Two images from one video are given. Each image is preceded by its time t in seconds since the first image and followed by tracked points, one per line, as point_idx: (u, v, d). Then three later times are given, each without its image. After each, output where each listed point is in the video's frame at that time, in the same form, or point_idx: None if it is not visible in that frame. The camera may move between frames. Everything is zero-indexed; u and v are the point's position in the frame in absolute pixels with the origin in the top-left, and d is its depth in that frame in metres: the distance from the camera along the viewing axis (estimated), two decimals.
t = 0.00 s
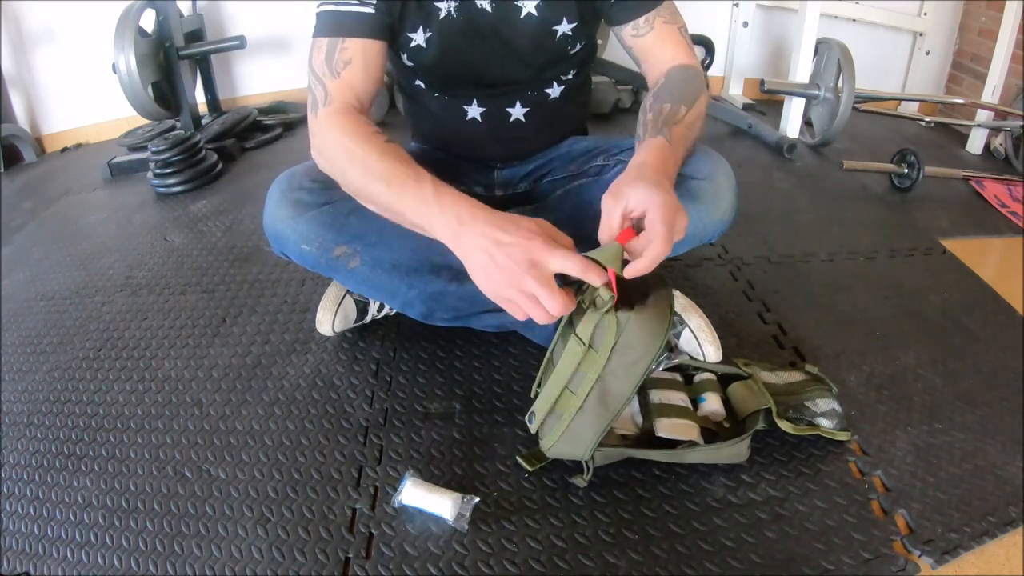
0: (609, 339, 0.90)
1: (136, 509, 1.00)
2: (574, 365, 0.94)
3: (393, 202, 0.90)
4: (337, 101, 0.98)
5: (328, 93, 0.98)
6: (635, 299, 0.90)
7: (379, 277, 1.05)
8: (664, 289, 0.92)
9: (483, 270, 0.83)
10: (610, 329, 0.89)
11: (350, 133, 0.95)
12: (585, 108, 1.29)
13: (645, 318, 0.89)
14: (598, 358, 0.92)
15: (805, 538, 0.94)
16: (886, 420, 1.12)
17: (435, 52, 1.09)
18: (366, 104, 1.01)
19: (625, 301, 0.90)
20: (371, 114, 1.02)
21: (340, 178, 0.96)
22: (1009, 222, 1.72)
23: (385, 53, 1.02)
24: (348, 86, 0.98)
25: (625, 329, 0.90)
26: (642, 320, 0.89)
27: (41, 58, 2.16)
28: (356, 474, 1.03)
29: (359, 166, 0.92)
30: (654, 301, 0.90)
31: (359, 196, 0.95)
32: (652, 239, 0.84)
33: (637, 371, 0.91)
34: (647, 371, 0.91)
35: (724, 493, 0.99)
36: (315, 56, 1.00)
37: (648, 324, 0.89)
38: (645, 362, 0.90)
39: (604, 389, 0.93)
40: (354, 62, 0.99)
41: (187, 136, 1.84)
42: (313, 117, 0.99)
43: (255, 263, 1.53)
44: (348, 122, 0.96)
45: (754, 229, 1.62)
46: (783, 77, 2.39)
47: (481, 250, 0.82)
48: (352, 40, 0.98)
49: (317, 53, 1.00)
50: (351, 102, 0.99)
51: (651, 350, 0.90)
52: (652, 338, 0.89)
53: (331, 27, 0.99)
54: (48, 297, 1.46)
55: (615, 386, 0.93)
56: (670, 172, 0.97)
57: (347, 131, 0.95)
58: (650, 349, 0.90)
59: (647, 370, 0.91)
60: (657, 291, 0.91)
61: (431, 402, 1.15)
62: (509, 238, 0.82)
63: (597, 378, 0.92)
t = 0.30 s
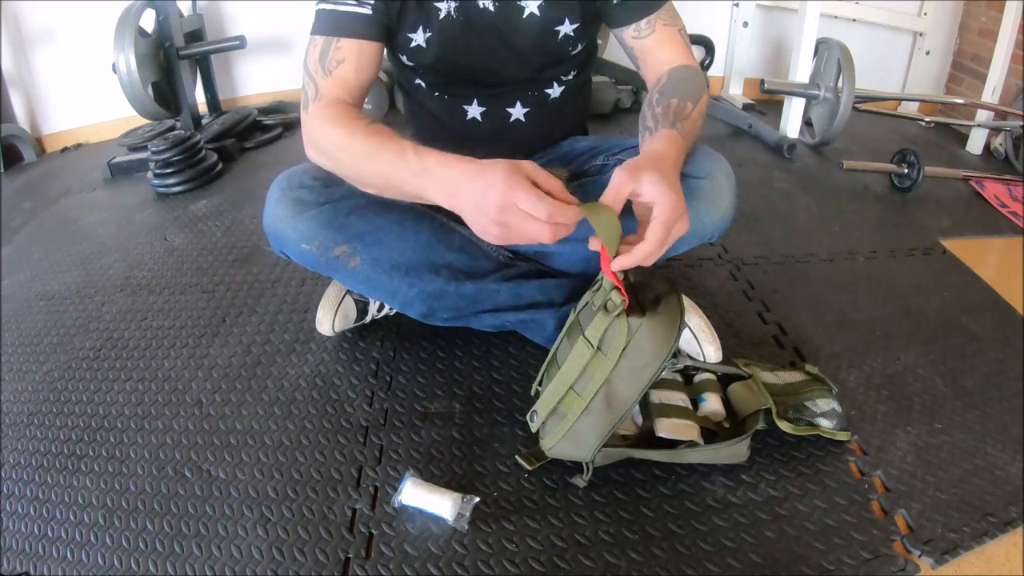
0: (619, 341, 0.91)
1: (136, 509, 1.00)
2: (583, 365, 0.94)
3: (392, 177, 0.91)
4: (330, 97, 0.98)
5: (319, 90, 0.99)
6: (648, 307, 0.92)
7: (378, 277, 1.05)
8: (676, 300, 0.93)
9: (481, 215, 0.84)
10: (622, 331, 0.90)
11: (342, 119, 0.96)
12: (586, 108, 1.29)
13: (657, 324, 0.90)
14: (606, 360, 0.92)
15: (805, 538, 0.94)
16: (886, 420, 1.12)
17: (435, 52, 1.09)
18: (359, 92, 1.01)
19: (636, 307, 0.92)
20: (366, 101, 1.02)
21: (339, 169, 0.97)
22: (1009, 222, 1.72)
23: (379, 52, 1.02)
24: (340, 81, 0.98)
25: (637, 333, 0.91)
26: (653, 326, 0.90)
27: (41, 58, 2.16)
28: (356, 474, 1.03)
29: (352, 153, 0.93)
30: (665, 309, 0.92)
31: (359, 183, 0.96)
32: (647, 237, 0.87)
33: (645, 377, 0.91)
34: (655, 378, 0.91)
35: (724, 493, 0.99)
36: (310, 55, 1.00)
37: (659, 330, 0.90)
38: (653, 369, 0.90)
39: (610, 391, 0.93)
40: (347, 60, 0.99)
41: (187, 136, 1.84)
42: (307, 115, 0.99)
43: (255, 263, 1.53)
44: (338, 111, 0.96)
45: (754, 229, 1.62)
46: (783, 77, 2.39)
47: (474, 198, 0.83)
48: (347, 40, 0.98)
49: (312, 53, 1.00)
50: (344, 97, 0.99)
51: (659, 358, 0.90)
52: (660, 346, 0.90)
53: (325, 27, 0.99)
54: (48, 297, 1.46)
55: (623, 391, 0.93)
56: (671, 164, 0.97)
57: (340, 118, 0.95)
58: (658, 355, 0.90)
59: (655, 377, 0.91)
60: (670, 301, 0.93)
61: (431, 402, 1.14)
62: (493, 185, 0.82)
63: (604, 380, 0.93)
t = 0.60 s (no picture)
0: (610, 333, 0.91)
1: (136, 509, 1.00)
2: (575, 360, 0.94)
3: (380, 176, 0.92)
4: (327, 99, 0.98)
5: (318, 91, 0.99)
6: (636, 295, 0.92)
7: (378, 277, 1.05)
8: (663, 289, 0.93)
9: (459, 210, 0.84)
10: (611, 323, 0.90)
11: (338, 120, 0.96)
12: (586, 108, 1.29)
13: (647, 311, 0.91)
14: (598, 353, 0.92)
15: (805, 538, 0.94)
16: (887, 420, 1.12)
17: (438, 53, 1.09)
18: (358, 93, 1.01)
19: (624, 296, 0.92)
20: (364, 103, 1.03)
21: (334, 170, 0.97)
22: (1009, 222, 1.72)
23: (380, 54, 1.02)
24: (338, 83, 0.99)
25: (627, 324, 0.91)
26: (642, 315, 0.90)
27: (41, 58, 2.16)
28: (356, 473, 1.03)
29: (347, 155, 0.94)
30: (653, 296, 0.92)
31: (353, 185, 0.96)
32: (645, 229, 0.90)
33: (637, 366, 0.92)
34: (647, 367, 0.91)
35: (724, 493, 0.99)
36: (311, 55, 1.00)
37: (649, 320, 0.90)
38: (645, 358, 0.91)
39: (604, 384, 0.93)
40: (346, 61, 0.99)
41: (187, 136, 1.84)
42: (304, 115, 1.00)
43: (255, 263, 1.52)
44: (335, 115, 0.97)
45: (754, 229, 1.62)
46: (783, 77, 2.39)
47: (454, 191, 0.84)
48: (347, 41, 0.98)
49: (311, 54, 1.00)
50: (341, 99, 0.99)
51: (650, 346, 0.91)
52: (652, 335, 0.90)
53: (325, 28, 0.98)
54: (48, 297, 1.46)
55: (617, 381, 0.93)
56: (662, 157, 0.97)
57: (336, 121, 0.96)
58: (650, 344, 0.91)
59: (647, 365, 0.91)
60: (655, 287, 0.93)
61: (431, 402, 1.14)
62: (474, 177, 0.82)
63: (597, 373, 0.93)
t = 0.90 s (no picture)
0: (611, 332, 0.89)
1: (136, 509, 1.00)
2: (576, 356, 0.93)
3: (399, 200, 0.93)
4: (349, 104, 0.98)
5: (339, 96, 0.98)
6: (636, 292, 0.89)
7: (379, 277, 1.05)
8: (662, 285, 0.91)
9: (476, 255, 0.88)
10: (613, 322, 0.88)
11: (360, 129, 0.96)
12: (586, 108, 1.29)
13: (648, 309, 0.89)
14: (599, 351, 0.91)
15: (805, 538, 0.94)
16: (887, 420, 1.12)
17: (439, 53, 1.09)
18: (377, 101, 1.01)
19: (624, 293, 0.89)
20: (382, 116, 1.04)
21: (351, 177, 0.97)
22: (1009, 222, 1.72)
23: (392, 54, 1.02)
24: (359, 88, 0.98)
25: (628, 323, 0.89)
26: (642, 314, 0.89)
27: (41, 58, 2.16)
28: (356, 474, 1.03)
29: (370, 164, 0.93)
30: (654, 298, 0.89)
31: (369, 195, 0.96)
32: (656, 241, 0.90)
33: (639, 363, 0.91)
34: (648, 364, 0.91)
35: (724, 493, 0.99)
36: (325, 58, 1.00)
37: (650, 317, 0.89)
38: (646, 355, 0.90)
39: (605, 381, 0.92)
40: (364, 63, 0.99)
41: (187, 137, 1.84)
42: (324, 120, 0.99)
43: (255, 263, 1.52)
44: (358, 122, 0.96)
45: (754, 229, 1.62)
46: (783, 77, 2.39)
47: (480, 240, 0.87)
48: (362, 42, 0.98)
49: (328, 56, 0.99)
50: (362, 102, 0.99)
51: (651, 343, 0.89)
52: (651, 332, 0.89)
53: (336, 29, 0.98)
54: (48, 297, 1.46)
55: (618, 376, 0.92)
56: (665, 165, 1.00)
57: (360, 129, 0.96)
58: (651, 343, 0.89)
59: (648, 362, 0.91)
60: (657, 284, 0.91)
61: (431, 402, 1.15)
62: (503, 233, 0.86)
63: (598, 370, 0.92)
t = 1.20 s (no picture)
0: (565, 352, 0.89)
1: (136, 509, 1.00)
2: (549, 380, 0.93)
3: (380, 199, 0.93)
4: (344, 102, 0.99)
5: (334, 94, 0.99)
6: (583, 306, 0.87)
7: (378, 277, 1.05)
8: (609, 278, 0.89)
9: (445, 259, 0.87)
10: (563, 343, 0.88)
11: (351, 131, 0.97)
12: (586, 108, 1.29)
13: (597, 318, 0.87)
14: (563, 371, 0.90)
15: (805, 538, 0.94)
16: (887, 420, 1.12)
17: (438, 51, 1.09)
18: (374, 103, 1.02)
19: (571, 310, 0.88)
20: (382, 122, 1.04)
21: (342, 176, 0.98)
22: (1009, 222, 1.72)
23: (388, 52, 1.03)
24: (355, 89, 0.99)
25: (578, 339, 0.88)
26: (590, 325, 0.87)
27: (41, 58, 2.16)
28: (356, 474, 1.03)
29: (357, 166, 0.95)
30: (601, 306, 0.87)
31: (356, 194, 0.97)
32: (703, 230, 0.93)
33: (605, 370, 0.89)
34: (614, 372, 0.89)
35: (724, 493, 0.99)
36: (322, 56, 1.00)
37: (598, 328, 0.87)
38: (609, 363, 0.88)
39: (578, 399, 0.92)
40: (360, 62, 0.99)
41: (187, 137, 1.84)
42: (319, 117, 1.00)
43: (255, 263, 1.52)
44: (351, 124, 0.98)
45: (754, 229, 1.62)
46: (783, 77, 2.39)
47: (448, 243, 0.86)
48: (359, 41, 0.98)
49: (324, 55, 0.99)
50: (357, 103, 1.00)
51: (609, 352, 0.88)
52: (607, 341, 0.87)
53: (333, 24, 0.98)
54: (48, 297, 1.46)
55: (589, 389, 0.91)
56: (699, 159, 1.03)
57: (351, 133, 0.97)
58: (608, 351, 0.88)
59: (614, 364, 0.89)
60: (603, 290, 0.88)
61: (431, 402, 1.15)
62: (467, 241, 0.84)
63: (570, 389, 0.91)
